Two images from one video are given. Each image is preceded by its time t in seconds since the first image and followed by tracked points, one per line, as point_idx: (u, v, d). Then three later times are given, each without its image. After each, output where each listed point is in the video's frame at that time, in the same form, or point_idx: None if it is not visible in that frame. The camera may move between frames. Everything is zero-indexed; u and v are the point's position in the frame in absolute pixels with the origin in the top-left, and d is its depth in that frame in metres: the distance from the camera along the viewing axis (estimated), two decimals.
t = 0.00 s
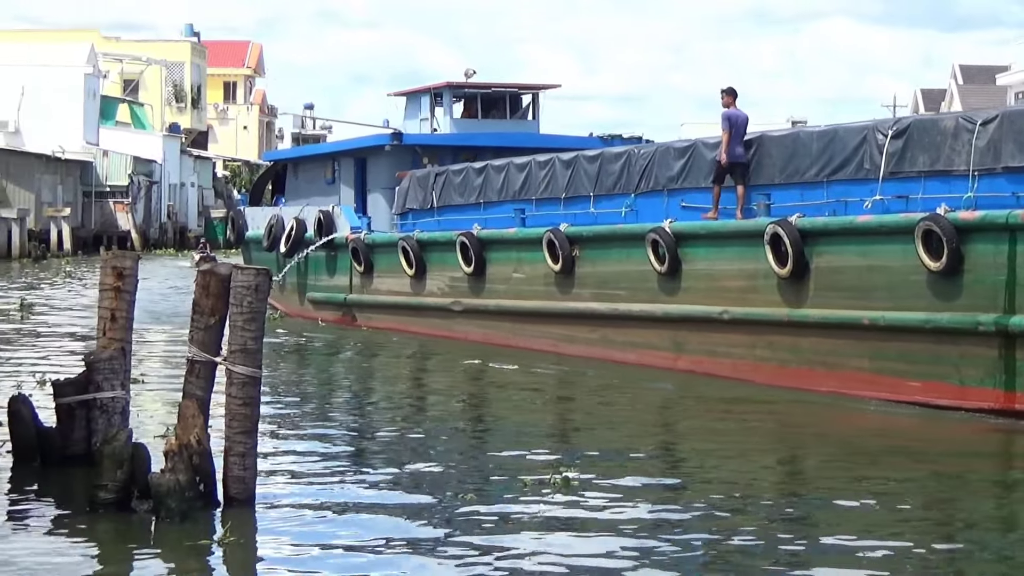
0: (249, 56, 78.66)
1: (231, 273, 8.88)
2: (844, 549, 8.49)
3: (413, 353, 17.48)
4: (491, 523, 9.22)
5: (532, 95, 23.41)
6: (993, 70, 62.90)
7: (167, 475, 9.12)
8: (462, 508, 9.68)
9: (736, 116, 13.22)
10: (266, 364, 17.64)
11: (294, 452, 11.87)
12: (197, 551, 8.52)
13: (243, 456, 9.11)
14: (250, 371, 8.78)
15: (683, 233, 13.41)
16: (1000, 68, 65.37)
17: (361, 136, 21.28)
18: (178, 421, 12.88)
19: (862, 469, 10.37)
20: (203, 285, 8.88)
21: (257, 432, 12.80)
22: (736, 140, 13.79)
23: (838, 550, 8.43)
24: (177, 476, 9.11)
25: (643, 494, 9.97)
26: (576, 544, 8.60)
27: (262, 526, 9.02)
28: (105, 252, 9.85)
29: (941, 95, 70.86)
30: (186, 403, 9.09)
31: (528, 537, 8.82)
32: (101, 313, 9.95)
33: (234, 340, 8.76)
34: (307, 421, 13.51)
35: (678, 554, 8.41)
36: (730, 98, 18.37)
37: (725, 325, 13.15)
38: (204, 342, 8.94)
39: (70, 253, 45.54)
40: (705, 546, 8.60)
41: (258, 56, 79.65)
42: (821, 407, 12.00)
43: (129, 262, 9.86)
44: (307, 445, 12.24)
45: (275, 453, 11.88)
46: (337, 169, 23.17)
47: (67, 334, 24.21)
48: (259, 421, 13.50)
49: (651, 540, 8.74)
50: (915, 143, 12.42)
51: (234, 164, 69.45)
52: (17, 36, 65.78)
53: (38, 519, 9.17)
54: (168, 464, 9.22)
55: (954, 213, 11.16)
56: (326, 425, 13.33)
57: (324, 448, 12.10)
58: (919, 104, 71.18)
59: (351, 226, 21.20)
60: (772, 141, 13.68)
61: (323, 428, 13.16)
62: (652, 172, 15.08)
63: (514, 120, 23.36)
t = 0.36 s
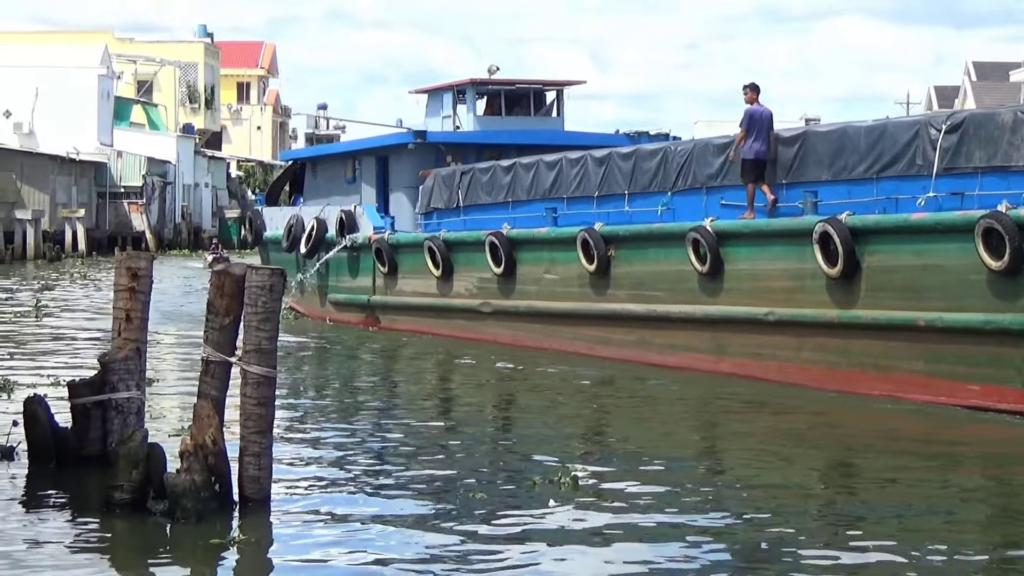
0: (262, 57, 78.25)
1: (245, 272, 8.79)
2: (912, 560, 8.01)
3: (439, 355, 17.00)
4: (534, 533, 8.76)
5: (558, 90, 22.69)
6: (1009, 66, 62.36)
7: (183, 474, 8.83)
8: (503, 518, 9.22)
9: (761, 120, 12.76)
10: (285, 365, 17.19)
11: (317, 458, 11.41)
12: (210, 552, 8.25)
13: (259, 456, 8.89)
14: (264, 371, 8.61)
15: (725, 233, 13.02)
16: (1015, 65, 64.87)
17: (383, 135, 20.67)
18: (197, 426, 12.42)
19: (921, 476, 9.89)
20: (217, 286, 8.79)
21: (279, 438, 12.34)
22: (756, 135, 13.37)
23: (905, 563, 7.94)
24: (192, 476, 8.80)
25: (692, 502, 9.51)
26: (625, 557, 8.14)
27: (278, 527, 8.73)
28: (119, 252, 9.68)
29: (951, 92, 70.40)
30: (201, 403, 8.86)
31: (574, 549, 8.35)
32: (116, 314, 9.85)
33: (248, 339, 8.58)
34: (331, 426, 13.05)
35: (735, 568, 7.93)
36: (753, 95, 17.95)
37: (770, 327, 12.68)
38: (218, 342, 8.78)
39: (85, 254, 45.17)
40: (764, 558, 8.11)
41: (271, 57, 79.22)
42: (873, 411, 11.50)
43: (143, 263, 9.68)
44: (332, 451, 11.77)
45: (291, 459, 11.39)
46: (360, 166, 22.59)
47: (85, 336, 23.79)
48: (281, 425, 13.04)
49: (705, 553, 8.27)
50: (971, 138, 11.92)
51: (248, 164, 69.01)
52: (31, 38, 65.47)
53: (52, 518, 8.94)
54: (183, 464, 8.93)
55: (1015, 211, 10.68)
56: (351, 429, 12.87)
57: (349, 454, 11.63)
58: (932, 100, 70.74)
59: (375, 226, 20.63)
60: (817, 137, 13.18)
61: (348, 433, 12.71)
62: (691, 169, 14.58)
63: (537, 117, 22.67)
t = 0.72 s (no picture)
0: (274, 55, 77.81)
1: (258, 271, 8.79)
2: None
3: (464, 358, 16.55)
4: (579, 550, 8.34)
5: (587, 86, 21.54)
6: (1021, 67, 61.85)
7: (194, 473, 8.89)
8: (543, 531, 8.81)
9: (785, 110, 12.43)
10: (304, 368, 16.74)
11: (342, 467, 10.96)
12: (225, 549, 8.35)
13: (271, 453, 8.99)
14: (276, 369, 8.66)
15: (769, 232, 12.58)
16: None
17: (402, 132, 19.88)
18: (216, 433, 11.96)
19: (986, 488, 9.44)
20: (230, 285, 8.76)
21: (302, 446, 11.88)
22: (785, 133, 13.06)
23: None
24: (203, 474, 8.88)
25: (743, 516, 9.09)
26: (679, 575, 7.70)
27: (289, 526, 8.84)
28: (131, 251, 9.69)
29: (960, 91, 69.91)
30: (213, 401, 8.91)
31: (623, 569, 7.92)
32: (128, 313, 9.77)
33: (259, 338, 8.62)
34: (355, 432, 12.60)
35: None
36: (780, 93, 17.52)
37: (817, 330, 12.23)
38: (230, 339, 8.84)
39: (97, 254, 44.76)
40: None
41: (283, 55, 78.74)
42: (927, 417, 11.06)
43: (156, 261, 9.66)
44: (358, 459, 11.32)
45: (312, 468, 10.94)
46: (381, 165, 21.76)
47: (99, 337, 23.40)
48: (303, 432, 12.59)
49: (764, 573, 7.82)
50: None
51: (261, 163, 68.57)
52: (42, 38, 65.08)
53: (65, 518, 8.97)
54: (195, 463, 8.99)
55: None
56: (376, 435, 12.42)
57: (375, 463, 11.17)
58: (942, 99, 70.29)
59: (397, 226, 19.82)
60: (864, 133, 12.70)
61: (375, 440, 12.26)
62: (729, 167, 14.11)
63: (562, 114, 21.58)
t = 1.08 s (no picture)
0: (285, 52, 77.44)
1: (267, 269, 8.75)
2: None
3: (490, 360, 16.12)
4: (625, 565, 7.97)
5: (614, 81, 20.67)
6: None
7: (204, 471, 8.95)
8: (584, 544, 8.44)
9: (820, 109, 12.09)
10: (325, 370, 16.30)
11: (368, 476, 10.55)
12: (233, 547, 8.38)
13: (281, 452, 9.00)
14: (286, 367, 8.64)
15: (812, 232, 12.18)
16: None
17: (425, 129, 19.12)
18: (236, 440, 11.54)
19: None
20: (239, 282, 8.74)
21: (325, 453, 11.46)
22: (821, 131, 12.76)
23: None
24: (213, 472, 8.93)
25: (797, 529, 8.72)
26: None
27: (297, 523, 8.87)
28: (142, 248, 9.59)
29: (971, 88, 69.51)
30: (223, 399, 8.92)
31: None
32: (139, 310, 9.67)
33: (270, 336, 8.61)
34: (380, 438, 12.18)
35: None
36: (811, 90, 17.09)
37: (863, 333, 11.87)
38: (240, 339, 8.85)
39: (108, 251, 44.41)
40: None
41: (294, 53, 78.35)
42: (981, 425, 10.70)
43: (166, 258, 9.61)
44: (385, 467, 10.90)
45: (337, 477, 10.53)
46: (399, 161, 20.86)
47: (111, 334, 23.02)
48: (326, 438, 12.16)
49: None
50: None
51: (271, 160, 68.19)
52: (52, 34, 64.71)
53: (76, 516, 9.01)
54: (205, 460, 9.04)
55: None
56: (402, 442, 12.00)
57: (402, 470, 10.75)
58: (953, 97, 69.92)
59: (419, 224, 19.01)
60: (912, 129, 12.29)
61: (402, 446, 11.85)
62: (768, 164, 13.70)
63: (586, 111, 20.66)
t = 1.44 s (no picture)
0: (290, 51, 77.01)
1: (273, 266, 8.66)
2: None
3: (514, 361, 15.66)
4: None
5: (636, 76, 19.96)
6: None
7: (211, 468, 8.74)
8: (628, 552, 8.06)
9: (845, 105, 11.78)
10: (343, 371, 15.85)
11: (393, 481, 10.09)
12: (242, 545, 8.16)
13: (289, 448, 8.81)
14: (292, 364, 8.47)
15: (855, 229, 11.86)
16: None
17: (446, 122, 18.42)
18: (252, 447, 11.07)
19: None
20: (245, 280, 8.65)
21: (347, 458, 11.00)
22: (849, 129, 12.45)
23: None
24: (219, 470, 8.73)
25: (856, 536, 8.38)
26: None
27: (306, 521, 8.67)
28: (149, 246, 9.49)
29: (976, 84, 69.05)
30: (229, 398, 8.77)
31: None
32: (145, 308, 9.57)
33: (275, 333, 8.45)
34: (402, 442, 11.74)
35: None
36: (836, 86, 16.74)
37: (909, 335, 11.56)
38: (245, 336, 8.68)
39: (114, 249, 43.97)
40: None
41: (300, 51, 77.92)
42: None
43: (172, 257, 9.50)
44: (411, 472, 10.44)
45: (361, 483, 10.06)
46: (416, 157, 20.07)
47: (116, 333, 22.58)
48: (347, 442, 11.72)
49: None
50: None
51: (276, 159, 67.77)
52: (57, 31, 64.24)
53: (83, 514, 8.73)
54: (212, 458, 8.83)
55: None
56: (426, 446, 11.56)
57: (428, 476, 10.30)
58: (959, 92, 69.48)
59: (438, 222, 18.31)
60: (960, 123, 11.95)
61: (428, 449, 11.40)
62: (806, 160, 13.35)
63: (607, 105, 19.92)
